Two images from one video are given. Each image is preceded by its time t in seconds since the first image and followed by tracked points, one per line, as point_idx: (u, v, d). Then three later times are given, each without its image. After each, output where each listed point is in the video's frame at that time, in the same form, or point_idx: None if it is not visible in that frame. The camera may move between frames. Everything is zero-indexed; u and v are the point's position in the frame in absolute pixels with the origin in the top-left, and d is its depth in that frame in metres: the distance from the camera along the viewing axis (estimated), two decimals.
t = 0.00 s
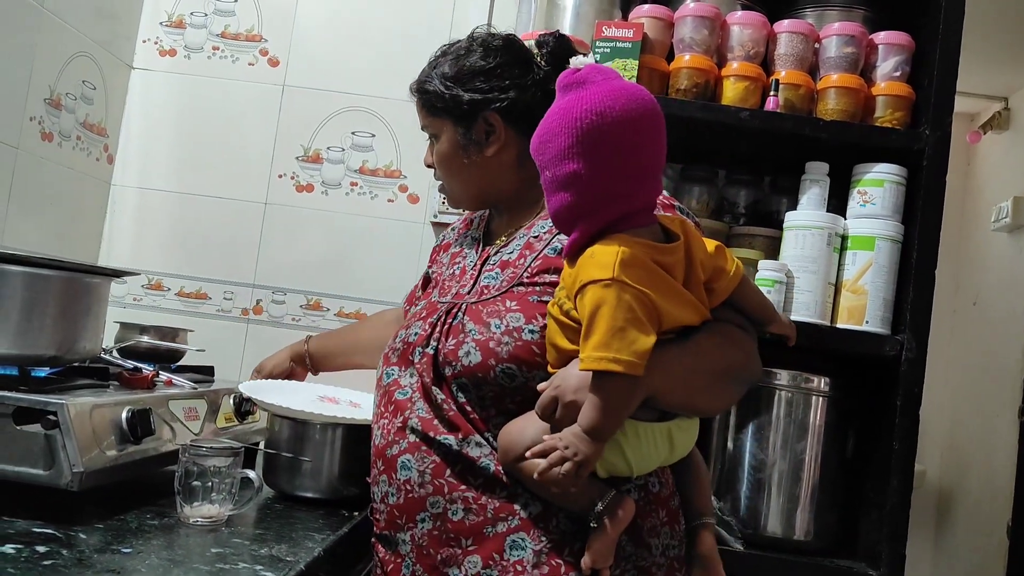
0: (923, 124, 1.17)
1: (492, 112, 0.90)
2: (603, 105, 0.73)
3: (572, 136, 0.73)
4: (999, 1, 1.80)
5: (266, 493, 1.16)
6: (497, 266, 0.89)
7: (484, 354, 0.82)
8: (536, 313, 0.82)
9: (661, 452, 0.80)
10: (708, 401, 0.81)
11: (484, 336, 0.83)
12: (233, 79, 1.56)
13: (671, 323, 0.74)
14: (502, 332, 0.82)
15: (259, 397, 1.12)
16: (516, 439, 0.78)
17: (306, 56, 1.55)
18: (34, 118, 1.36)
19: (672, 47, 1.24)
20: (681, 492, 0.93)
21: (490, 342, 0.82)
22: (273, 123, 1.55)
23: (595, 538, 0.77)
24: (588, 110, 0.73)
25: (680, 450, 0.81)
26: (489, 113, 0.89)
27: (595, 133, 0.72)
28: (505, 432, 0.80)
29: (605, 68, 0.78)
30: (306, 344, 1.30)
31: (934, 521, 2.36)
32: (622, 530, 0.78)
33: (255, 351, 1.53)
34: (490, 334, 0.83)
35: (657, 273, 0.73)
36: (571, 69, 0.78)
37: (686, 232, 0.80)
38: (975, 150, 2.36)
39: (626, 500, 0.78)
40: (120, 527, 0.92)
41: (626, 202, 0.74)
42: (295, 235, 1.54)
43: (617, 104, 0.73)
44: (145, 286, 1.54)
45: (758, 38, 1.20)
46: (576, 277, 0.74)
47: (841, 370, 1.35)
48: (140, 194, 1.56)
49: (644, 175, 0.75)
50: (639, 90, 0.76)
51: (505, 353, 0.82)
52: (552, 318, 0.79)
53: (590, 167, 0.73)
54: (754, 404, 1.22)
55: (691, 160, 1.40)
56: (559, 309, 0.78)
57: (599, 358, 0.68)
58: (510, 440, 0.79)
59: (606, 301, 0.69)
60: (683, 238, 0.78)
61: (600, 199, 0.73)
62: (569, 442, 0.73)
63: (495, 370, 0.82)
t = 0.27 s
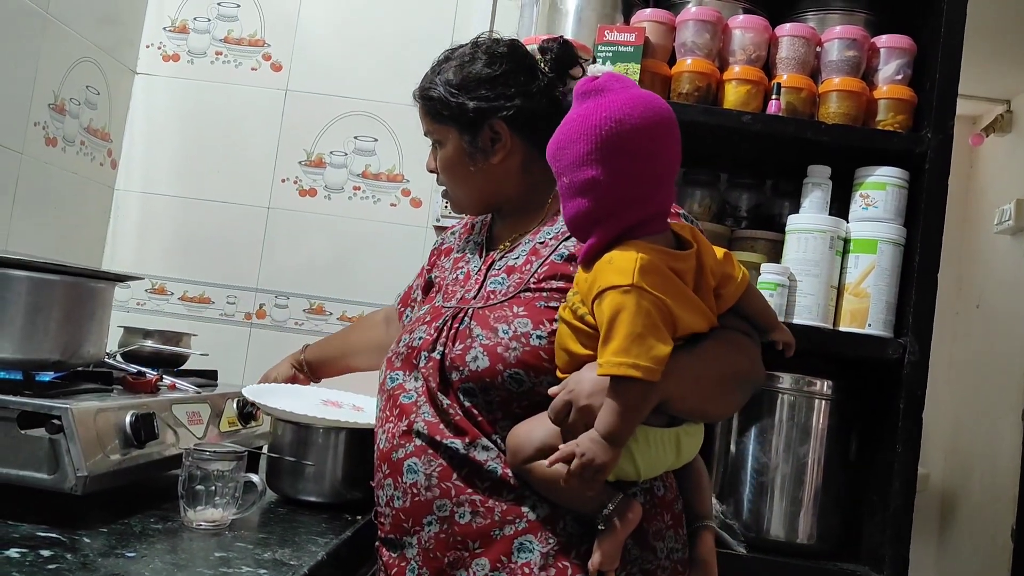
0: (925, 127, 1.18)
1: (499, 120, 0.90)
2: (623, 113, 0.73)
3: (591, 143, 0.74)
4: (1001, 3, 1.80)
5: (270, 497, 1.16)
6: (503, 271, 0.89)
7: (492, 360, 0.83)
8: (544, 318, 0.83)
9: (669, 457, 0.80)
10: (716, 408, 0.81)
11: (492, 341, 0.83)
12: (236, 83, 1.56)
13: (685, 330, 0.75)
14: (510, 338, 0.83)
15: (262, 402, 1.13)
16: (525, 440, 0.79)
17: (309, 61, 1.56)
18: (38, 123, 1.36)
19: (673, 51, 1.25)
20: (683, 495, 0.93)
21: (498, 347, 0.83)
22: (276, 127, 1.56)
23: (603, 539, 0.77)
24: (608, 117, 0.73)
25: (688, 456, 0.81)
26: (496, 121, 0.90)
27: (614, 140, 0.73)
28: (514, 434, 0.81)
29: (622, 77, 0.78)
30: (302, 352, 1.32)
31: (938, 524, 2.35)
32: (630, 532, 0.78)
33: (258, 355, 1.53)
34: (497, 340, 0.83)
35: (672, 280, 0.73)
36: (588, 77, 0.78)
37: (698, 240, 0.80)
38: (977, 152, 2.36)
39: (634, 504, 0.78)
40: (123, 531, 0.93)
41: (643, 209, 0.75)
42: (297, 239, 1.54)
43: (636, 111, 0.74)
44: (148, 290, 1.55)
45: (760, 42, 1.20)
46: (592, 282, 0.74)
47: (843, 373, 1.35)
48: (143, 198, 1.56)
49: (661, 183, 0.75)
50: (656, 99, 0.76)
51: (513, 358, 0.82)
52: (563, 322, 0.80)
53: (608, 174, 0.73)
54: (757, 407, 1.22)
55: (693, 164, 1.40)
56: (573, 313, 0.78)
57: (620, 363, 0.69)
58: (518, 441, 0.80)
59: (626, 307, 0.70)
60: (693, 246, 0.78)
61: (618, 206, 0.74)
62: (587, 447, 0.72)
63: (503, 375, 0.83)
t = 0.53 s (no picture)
0: (921, 127, 1.18)
1: (498, 125, 0.91)
2: (630, 118, 0.73)
3: (599, 147, 0.74)
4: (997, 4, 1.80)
5: (267, 498, 1.16)
6: (503, 272, 0.89)
7: (494, 360, 0.83)
8: (546, 318, 0.83)
9: (672, 458, 0.80)
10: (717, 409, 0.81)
11: (494, 341, 0.83)
12: (233, 85, 1.56)
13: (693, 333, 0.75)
14: (512, 338, 0.83)
15: (258, 402, 1.12)
16: (528, 438, 0.79)
17: (306, 62, 1.56)
18: (34, 124, 1.36)
19: (670, 52, 1.25)
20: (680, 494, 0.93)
21: (501, 348, 0.83)
22: (273, 128, 1.56)
23: (606, 535, 0.77)
24: (615, 121, 0.73)
25: (689, 455, 0.81)
26: (495, 126, 0.91)
27: (622, 145, 0.73)
28: (518, 432, 0.81)
29: (627, 80, 0.78)
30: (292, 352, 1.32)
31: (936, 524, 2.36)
32: (631, 529, 0.79)
33: (255, 356, 1.53)
34: (500, 340, 0.83)
35: (680, 282, 0.74)
36: (593, 81, 0.78)
37: (701, 244, 0.81)
38: (974, 152, 2.36)
39: (635, 504, 0.79)
40: (120, 532, 0.92)
41: (650, 212, 0.75)
42: (294, 239, 1.54)
43: (643, 116, 0.74)
44: (145, 292, 1.54)
45: (756, 42, 1.20)
46: (601, 285, 0.74)
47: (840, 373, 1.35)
48: (140, 200, 1.56)
49: (667, 187, 0.76)
50: (661, 103, 0.77)
51: (516, 358, 0.82)
52: (568, 324, 0.80)
53: (616, 179, 0.73)
54: (755, 407, 1.22)
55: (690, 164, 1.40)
56: (579, 314, 0.79)
57: (632, 364, 0.69)
58: (522, 439, 0.80)
59: (637, 308, 0.70)
60: (696, 249, 0.78)
61: (626, 210, 0.74)
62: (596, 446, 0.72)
63: (506, 375, 0.83)
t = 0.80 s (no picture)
0: (916, 128, 1.18)
1: (498, 127, 0.91)
2: (635, 119, 0.73)
3: (604, 148, 0.74)
4: (992, 4, 1.81)
5: (264, 500, 1.16)
6: (500, 272, 0.89)
7: (492, 359, 0.83)
8: (543, 318, 0.84)
9: (669, 456, 0.80)
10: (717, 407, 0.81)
11: (492, 341, 0.83)
12: (230, 87, 1.56)
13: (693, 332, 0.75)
14: (509, 337, 0.83)
15: (256, 405, 1.13)
16: (526, 437, 0.79)
17: (302, 64, 1.56)
18: (31, 128, 1.36)
19: (665, 53, 1.25)
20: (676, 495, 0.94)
21: (498, 347, 0.83)
22: (270, 131, 1.56)
23: (603, 534, 0.77)
24: (620, 122, 0.74)
25: (686, 454, 0.82)
26: (494, 127, 0.91)
27: (627, 146, 0.73)
28: (516, 431, 0.81)
29: (632, 82, 0.78)
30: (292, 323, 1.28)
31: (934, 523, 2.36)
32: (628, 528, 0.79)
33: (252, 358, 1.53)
34: (497, 339, 0.83)
35: (681, 282, 0.74)
36: (598, 82, 0.78)
37: (699, 245, 0.81)
38: (970, 153, 2.37)
39: (633, 502, 0.79)
40: (117, 535, 0.92)
41: (653, 213, 0.75)
42: (292, 241, 1.54)
43: (649, 117, 0.74)
44: (142, 294, 1.54)
45: (751, 43, 1.20)
46: (603, 284, 0.74)
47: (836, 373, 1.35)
48: (138, 203, 1.56)
49: (670, 189, 0.76)
50: (666, 105, 0.77)
51: (513, 358, 0.83)
52: (566, 322, 0.81)
53: (621, 179, 0.73)
54: (751, 407, 1.22)
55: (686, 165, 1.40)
56: (579, 313, 0.79)
57: (636, 362, 0.69)
58: (521, 437, 0.80)
59: (640, 307, 0.70)
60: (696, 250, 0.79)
61: (630, 210, 0.74)
62: (592, 439, 0.73)
63: (503, 374, 0.83)
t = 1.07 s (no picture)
0: (914, 130, 1.18)
1: (503, 131, 0.91)
2: (626, 123, 0.74)
3: (595, 151, 0.74)
4: (990, 7, 1.81)
5: (265, 503, 1.17)
6: (500, 276, 0.90)
7: (490, 361, 0.83)
8: (541, 320, 0.84)
9: (665, 457, 0.80)
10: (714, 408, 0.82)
11: (490, 342, 0.84)
12: (230, 91, 1.57)
13: (683, 333, 0.75)
14: (507, 339, 0.83)
15: (256, 408, 1.13)
16: (523, 437, 0.80)
17: (302, 68, 1.56)
18: (32, 132, 1.37)
19: (664, 56, 1.25)
20: (675, 497, 0.94)
21: (496, 349, 0.83)
22: (270, 135, 1.56)
23: (598, 533, 0.77)
24: (611, 126, 0.74)
25: (682, 457, 0.82)
26: (500, 131, 0.91)
27: (618, 148, 0.73)
28: (512, 431, 0.81)
29: (623, 85, 0.79)
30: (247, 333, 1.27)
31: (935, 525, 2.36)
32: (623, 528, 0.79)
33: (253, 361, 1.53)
34: (496, 341, 0.84)
35: (671, 283, 0.74)
36: (590, 85, 0.78)
37: (692, 247, 0.81)
38: (970, 154, 2.37)
39: (628, 502, 0.79)
40: (118, 538, 0.93)
41: (645, 215, 0.75)
42: (292, 245, 1.55)
43: (640, 120, 0.74)
44: (143, 298, 1.55)
45: (750, 47, 1.21)
46: (592, 285, 0.75)
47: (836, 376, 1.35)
48: (138, 207, 1.56)
49: (661, 191, 0.76)
50: (657, 108, 0.77)
51: (511, 360, 0.83)
52: (560, 324, 0.81)
53: (612, 182, 0.74)
54: (751, 409, 1.22)
55: (686, 168, 1.41)
56: (571, 314, 0.79)
57: (621, 362, 0.69)
58: (517, 438, 0.80)
59: (626, 308, 0.70)
60: (690, 252, 0.79)
61: (621, 212, 0.74)
62: (582, 439, 0.73)
63: (501, 376, 0.83)
